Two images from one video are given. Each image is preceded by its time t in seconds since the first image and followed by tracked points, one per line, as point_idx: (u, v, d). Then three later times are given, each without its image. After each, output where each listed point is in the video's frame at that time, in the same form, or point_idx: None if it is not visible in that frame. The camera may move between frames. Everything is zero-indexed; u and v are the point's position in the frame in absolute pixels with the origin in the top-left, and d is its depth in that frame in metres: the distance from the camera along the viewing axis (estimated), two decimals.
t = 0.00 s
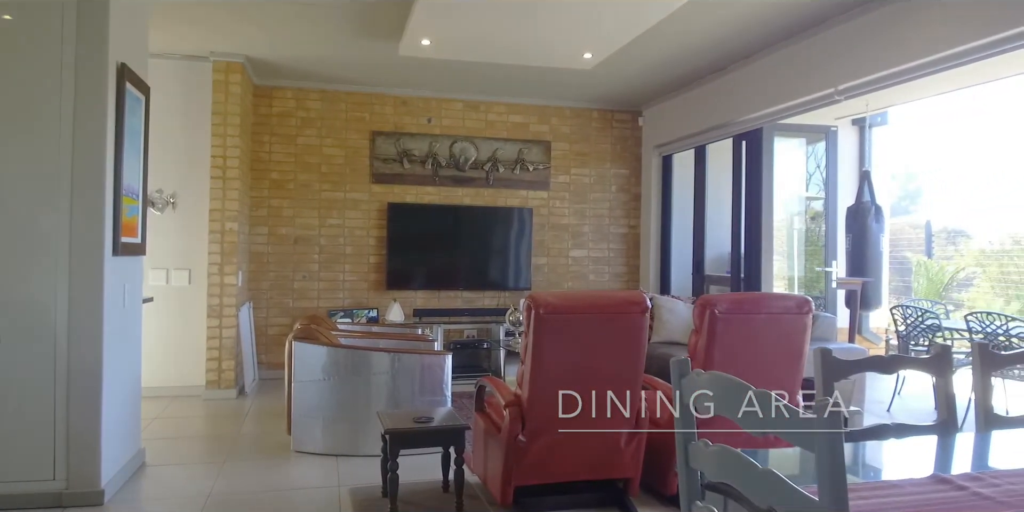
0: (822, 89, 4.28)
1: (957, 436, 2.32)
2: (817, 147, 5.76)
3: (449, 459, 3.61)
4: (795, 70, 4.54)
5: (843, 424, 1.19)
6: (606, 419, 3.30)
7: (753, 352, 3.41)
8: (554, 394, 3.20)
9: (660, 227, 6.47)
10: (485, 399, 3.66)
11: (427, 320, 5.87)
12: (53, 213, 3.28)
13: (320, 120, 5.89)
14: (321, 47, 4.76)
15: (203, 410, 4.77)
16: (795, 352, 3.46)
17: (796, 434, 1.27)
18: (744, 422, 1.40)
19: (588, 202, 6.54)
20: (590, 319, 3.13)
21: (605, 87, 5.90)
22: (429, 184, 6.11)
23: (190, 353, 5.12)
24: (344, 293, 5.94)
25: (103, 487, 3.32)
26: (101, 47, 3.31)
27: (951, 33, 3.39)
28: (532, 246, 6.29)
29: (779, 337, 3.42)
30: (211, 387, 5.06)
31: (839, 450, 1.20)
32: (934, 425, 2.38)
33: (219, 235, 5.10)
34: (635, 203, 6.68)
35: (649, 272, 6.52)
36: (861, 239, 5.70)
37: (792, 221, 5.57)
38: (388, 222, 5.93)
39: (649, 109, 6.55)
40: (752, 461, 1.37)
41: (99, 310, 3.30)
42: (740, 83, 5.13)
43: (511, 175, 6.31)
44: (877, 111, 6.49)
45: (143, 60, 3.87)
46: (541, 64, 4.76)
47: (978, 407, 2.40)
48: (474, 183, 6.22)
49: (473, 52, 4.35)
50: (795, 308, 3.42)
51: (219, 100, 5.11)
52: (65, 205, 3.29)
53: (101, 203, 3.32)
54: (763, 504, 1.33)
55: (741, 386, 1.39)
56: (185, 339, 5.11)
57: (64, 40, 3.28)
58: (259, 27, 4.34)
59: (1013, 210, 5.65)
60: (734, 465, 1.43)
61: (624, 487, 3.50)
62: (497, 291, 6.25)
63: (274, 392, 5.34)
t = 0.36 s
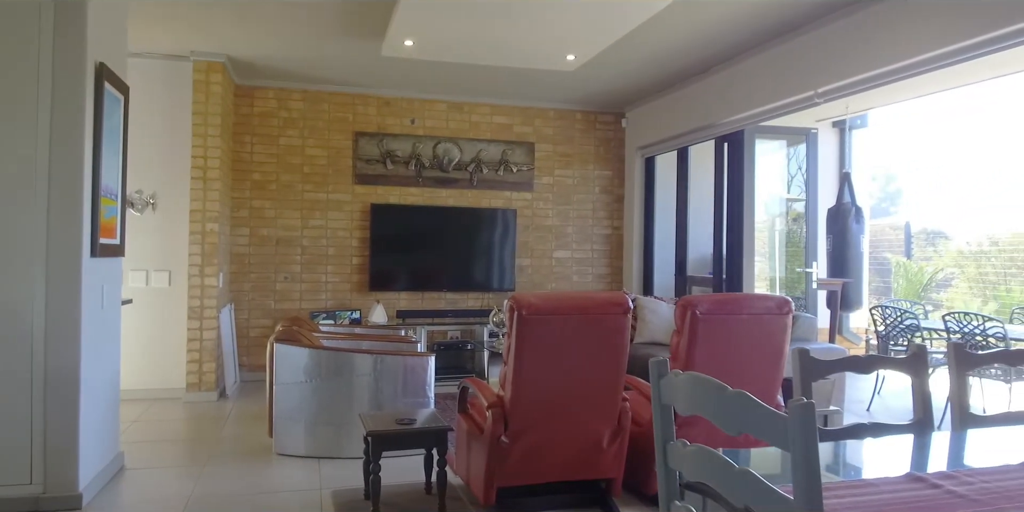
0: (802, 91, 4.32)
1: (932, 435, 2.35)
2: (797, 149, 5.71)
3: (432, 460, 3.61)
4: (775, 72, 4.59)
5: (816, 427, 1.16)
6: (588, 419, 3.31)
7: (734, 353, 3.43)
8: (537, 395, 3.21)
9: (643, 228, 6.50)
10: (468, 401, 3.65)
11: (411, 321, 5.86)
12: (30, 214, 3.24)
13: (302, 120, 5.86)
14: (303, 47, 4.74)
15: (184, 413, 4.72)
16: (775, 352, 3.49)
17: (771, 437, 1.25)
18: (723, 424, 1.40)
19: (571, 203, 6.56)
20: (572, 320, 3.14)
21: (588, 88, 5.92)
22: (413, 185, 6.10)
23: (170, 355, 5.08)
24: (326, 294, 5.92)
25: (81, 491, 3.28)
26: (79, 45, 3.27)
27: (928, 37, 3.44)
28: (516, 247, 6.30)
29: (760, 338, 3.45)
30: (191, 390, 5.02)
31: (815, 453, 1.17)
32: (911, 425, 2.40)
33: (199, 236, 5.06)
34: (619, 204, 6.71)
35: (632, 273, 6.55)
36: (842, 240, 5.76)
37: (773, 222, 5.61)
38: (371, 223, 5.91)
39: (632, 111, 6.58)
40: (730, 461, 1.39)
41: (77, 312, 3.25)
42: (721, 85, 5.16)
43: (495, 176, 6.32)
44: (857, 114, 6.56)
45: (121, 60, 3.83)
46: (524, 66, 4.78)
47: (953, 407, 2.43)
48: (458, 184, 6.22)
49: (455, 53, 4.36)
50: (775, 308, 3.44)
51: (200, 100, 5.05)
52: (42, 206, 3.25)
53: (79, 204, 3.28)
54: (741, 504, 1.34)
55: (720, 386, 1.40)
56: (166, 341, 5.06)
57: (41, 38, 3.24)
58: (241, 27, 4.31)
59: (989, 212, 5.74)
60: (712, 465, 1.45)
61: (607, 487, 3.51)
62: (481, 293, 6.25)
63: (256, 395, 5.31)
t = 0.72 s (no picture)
0: (783, 93, 4.37)
1: (909, 434, 2.37)
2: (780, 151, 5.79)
3: (414, 462, 3.60)
4: (756, 75, 4.64)
5: (791, 427, 1.15)
6: (570, 419, 3.32)
7: (715, 354, 3.45)
8: (520, 397, 3.20)
9: (626, 229, 6.53)
10: (451, 402, 3.64)
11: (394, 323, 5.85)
12: (6, 214, 3.19)
13: (284, 120, 5.83)
14: (286, 48, 4.72)
15: (164, 416, 4.68)
16: (756, 352, 3.51)
17: (746, 438, 1.25)
18: (700, 423, 1.40)
19: (555, 205, 6.58)
20: (556, 321, 3.14)
21: (572, 90, 5.94)
22: (396, 186, 6.09)
23: (150, 358, 5.04)
24: (309, 296, 5.89)
25: (58, 496, 3.24)
26: (57, 44, 3.23)
27: (905, 41, 3.49)
28: (500, 248, 6.31)
29: (740, 339, 3.47)
30: (172, 393, 4.98)
31: (789, 453, 1.17)
32: (887, 423, 2.42)
33: (180, 237, 5.02)
34: (602, 205, 6.74)
35: (616, 274, 6.57)
36: (823, 241, 5.82)
37: (755, 223, 5.65)
38: (354, 224, 5.88)
39: (615, 113, 6.61)
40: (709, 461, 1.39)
41: (55, 314, 3.21)
42: (703, 88, 5.20)
43: (479, 177, 6.32)
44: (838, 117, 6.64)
45: (100, 59, 3.79)
46: (508, 67, 4.79)
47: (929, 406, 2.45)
48: (442, 185, 6.21)
49: (439, 54, 4.36)
50: (755, 309, 3.47)
51: (180, 100, 5.04)
52: (17, 207, 3.20)
53: (55, 203, 3.23)
54: (718, 504, 1.34)
55: (698, 385, 1.41)
56: (146, 344, 5.02)
57: (17, 37, 3.19)
58: (223, 26, 4.29)
59: (970, 213, 5.85)
60: (690, 465, 1.46)
61: (589, 487, 3.52)
62: (465, 294, 6.24)
63: (237, 397, 5.27)
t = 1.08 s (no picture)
0: (765, 95, 4.40)
1: (885, 433, 2.39)
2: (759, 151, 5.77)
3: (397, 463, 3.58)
4: (738, 77, 4.68)
5: (768, 426, 1.15)
6: (554, 420, 3.33)
7: (697, 353, 3.47)
8: (503, 398, 3.20)
9: (609, 231, 6.55)
10: (434, 403, 3.64)
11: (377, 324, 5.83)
12: None
13: (266, 120, 5.80)
14: (269, 47, 4.69)
15: (143, 418, 4.64)
16: (737, 352, 3.54)
17: (722, 437, 1.25)
18: (678, 424, 1.41)
19: (539, 205, 6.59)
20: (539, 321, 3.14)
21: (556, 91, 5.96)
22: (379, 187, 6.07)
23: (130, 360, 4.99)
24: (291, 297, 5.85)
25: (34, 501, 3.19)
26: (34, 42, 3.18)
27: (884, 44, 3.53)
28: (484, 249, 6.32)
29: (720, 339, 3.49)
30: (151, 395, 4.93)
31: (765, 453, 1.17)
32: (865, 423, 2.44)
33: (160, 238, 4.97)
34: (586, 206, 6.76)
35: (599, 274, 6.60)
36: (804, 242, 5.88)
37: (737, 224, 5.69)
38: (337, 225, 5.85)
39: (598, 114, 6.64)
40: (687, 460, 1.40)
41: (31, 316, 3.17)
42: (685, 90, 5.23)
43: (463, 178, 6.31)
44: (819, 119, 6.71)
45: (79, 58, 3.75)
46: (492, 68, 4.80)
47: (906, 405, 2.47)
48: (425, 186, 6.20)
49: (423, 55, 4.35)
50: (736, 309, 3.49)
51: (161, 100, 4.97)
52: None
53: (31, 204, 3.19)
54: (695, 502, 1.35)
55: (676, 386, 1.42)
56: (125, 345, 4.98)
57: None
58: (204, 25, 4.25)
59: (950, 214, 5.96)
60: (668, 465, 1.46)
61: (572, 488, 3.52)
62: (448, 295, 6.24)
63: (218, 399, 5.23)
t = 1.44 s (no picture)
0: (747, 98, 4.44)
1: (864, 432, 2.39)
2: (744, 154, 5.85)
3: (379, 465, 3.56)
4: (720, 79, 4.71)
5: (745, 424, 1.16)
6: (536, 421, 3.33)
7: (680, 354, 3.49)
8: (485, 400, 3.20)
9: (593, 232, 6.57)
10: (417, 405, 3.62)
11: (360, 325, 5.80)
12: None
13: (248, 120, 5.75)
14: (251, 47, 4.66)
15: (122, 421, 4.58)
16: (719, 352, 3.56)
17: (700, 437, 1.26)
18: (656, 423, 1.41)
19: (523, 207, 6.60)
20: (522, 323, 3.14)
21: (540, 92, 5.97)
22: (362, 187, 6.04)
23: (109, 363, 4.93)
24: (272, 299, 5.81)
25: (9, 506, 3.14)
26: (10, 39, 3.13)
27: (867, 47, 3.57)
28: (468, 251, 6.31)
29: (703, 340, 3.51)
30: (131, 398, 4.87)
31: (742, 452, 1.18)
32: (843, 422, 2.44)
33: (139, 239, 4.92)
34: (570, 207, 6.78)
35: (583, 275, 6.61)
36: (785, 243, 5.94)
37: (720, 225, 5.73)
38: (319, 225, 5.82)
39: (582, 116, 6.66)
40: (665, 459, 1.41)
41: (7, 318, 3.12)
42: (669, 92, 5.26)
43: (447, 179, 6.30)
44: (801, 121, 6.77)
45: (57, 57, 3.70)
46: (476, 69, 4.80)
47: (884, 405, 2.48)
48: (408, 187, 6.18)
49: (406, 55, 4.34)
50: (718, 310, 3.52)
51: (141, 100, 4.93)
52: None
53: (7, 204, 3.14)
54: (674, 502, 1.35)
55: (654, 387, 1.42)
56: (104, 347, 4.93)
57: None
58: (185, 24, 4.22)
59: (929, 216, 6.06)
60: (648, 464, 1.47)
61: (555, 488, 3.53)
62: (432, 296, 6.22)
63: (200, 402, 5.18)
